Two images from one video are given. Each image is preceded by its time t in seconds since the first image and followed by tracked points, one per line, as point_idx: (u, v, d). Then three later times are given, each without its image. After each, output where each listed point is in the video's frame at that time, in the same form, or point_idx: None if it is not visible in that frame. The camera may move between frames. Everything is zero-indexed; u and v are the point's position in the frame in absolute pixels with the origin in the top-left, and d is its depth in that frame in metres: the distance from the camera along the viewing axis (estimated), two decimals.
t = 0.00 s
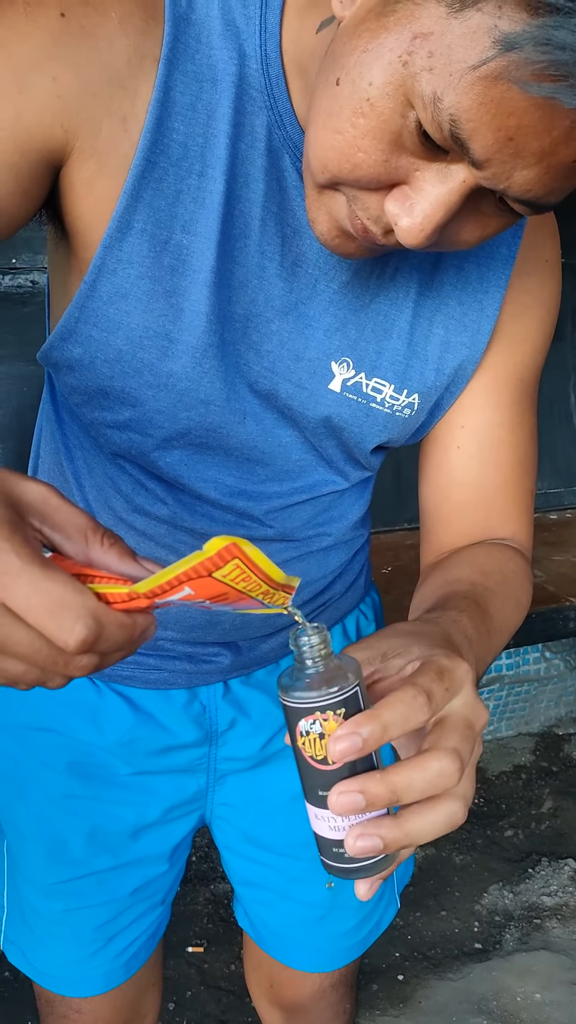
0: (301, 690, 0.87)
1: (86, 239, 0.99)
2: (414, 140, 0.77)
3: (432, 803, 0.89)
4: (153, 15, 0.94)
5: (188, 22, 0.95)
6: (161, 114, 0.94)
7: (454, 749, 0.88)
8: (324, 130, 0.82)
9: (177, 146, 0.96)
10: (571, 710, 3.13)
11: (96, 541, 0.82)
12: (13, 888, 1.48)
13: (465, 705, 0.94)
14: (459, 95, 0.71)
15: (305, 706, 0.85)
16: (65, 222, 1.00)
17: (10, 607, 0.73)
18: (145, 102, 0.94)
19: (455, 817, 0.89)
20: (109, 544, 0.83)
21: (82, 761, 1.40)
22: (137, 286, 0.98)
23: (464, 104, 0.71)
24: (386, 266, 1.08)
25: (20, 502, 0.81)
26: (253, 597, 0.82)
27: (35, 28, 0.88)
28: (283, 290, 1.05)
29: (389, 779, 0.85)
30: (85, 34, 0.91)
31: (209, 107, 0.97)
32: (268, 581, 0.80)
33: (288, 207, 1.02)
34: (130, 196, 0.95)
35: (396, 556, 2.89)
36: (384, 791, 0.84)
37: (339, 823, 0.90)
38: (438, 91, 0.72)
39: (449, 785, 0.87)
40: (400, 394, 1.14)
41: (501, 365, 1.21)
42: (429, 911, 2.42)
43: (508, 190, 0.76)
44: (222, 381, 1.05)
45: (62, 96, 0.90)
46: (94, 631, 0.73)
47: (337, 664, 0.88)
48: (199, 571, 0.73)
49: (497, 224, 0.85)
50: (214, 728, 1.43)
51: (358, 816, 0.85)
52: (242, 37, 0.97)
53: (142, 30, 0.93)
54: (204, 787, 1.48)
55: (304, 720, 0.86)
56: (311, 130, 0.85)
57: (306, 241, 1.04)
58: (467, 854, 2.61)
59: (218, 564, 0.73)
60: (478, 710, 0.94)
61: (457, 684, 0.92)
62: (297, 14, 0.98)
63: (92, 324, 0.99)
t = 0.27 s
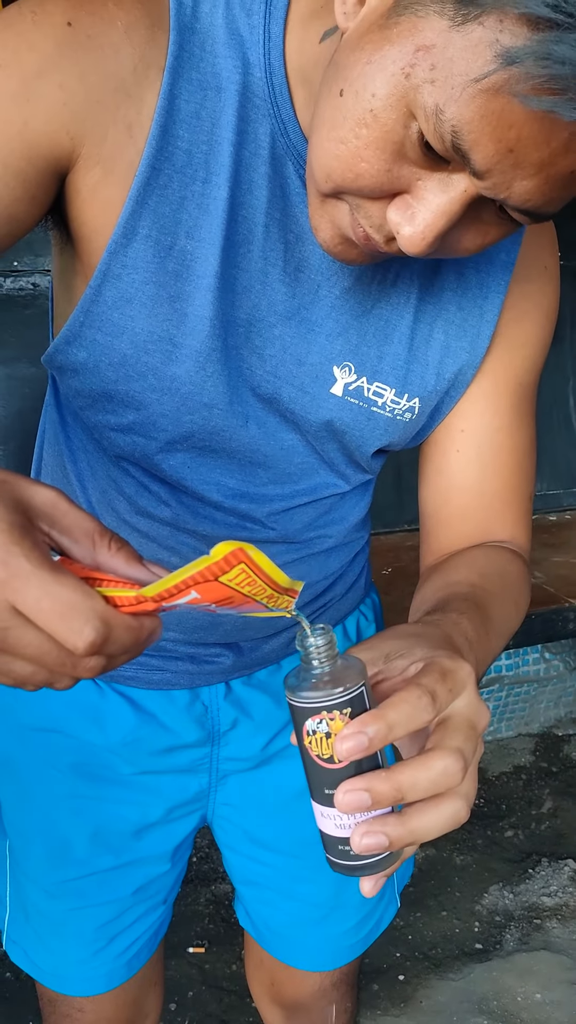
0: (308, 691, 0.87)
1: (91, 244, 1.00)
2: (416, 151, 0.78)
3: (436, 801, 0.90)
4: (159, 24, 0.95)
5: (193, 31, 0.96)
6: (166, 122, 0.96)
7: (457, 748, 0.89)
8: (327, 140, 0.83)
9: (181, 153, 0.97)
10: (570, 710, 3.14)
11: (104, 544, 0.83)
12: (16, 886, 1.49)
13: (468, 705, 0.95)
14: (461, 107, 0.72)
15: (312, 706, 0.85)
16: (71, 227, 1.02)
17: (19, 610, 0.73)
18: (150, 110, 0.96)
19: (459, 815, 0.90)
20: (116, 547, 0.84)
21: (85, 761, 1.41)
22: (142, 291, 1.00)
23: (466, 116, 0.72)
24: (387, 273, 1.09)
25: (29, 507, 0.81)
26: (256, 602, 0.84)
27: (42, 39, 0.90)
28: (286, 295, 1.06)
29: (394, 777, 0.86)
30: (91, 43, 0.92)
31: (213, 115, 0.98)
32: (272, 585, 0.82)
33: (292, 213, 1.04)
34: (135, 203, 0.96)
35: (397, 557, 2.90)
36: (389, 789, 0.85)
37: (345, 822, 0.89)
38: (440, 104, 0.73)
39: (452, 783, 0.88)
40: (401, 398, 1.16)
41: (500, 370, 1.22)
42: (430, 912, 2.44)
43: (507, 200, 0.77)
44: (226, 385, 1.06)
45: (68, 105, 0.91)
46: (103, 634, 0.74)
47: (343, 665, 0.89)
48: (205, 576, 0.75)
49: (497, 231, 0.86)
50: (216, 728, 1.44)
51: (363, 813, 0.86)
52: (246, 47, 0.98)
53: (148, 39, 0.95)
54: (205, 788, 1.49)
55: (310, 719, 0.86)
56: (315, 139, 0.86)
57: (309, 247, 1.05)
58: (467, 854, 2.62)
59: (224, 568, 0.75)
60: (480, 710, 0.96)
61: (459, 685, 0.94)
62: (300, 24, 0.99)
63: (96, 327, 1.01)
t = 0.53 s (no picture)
0: (314, 690, 0.88)
1: (96, 250, 1.03)
2: (417, 165, 0.78)
3: (439, 798, 0.91)
4: (165, 34, 0.97)
5: (198, 42, 0.98)
6: (171, 131, 0.98)
7: (460, 746, 0.91)
8: (329, 151, 0.83)
9: (185, 162, 0.99)
10: (566, 711, 3.16)
11: (116, 546, 0.82)
12: (18, 883, 1.51)
13: (469, 704, 0.96)
14: (461, 124, 0.72)
15: (319, 705, 0.86)
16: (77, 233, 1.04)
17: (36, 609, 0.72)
18: (155, 119, 0.98)
19: (462, 813, 0.91)
20: (127, 550, 0.83)
21: (87, 760, 1.43)
22: (146, 296, 1.02)
23: (466, 133, 0.72)
24: (387, 280, 1.11)
25: (45, 509, 0.80)
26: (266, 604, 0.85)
27: (51, 51, 0.92)
28: (287, 301, 1.08)
29: (399, 775, 0.87)
30: (99, 54, 0.94)
31: (217, 125, 1.00)
32: (281, 587, 0.83)
33: (293, 221, 1.05)
34: (140, 210, 0.98)
35: (394, 559, 2.92)
36: (394, 787, 0.86)
37: (351, 818, 0.90)
38: (442, 121, 0.74)
39: (455, 781, 0.90)
40: (399, 402, 1.18)
41: (497, 375, 1.24)
42: (427, 911, 2.45)
43: (507, 212, 0.77)
44: (227, 388, 1.09)
45: (76, 114, 0.93)
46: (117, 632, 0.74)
47: (347, 664, 0.90)
48: (219, 577, 0.76)
49: (494, 241, 0.87)
50: (216, 727, 1.46)
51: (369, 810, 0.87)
52: (250, 58, 1.00)
53: (154, 50, 0.96)
54: (206, 786, 1.51)
55: (316, 719, 0.87)
56: (317, 152, 0.87)
57: (310, 254, 1.07)
58: (463, 854, 2.63)
59: (238, 569, 0.76)
60: (481, 709, 0.97)
61: (461, 683, 0.96)
62: (303, 36, 1.01)
63: (101, 331, 1.04)
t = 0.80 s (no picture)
0: (322, 688, 0.89)
1: (105, 256, 1.06)
2: (420, 179, 0.82)
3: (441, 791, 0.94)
4: (173, 47, 1.00)
5: (205, 55, 1.01)
6: (178, 141, 1.01)
7: (462, 741, 0.93)
8: (335, 165, 0.87)
9: (192, 171, 1.02)
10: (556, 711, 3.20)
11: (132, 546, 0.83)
12: (20, 879, 1.52)
13: (471, 700, 0.99)
14: (463, 140, 0.75)
15: (328, 702, 0.88)
16: (85, 240, 1.07)
17: (56, 606, 0.72)
18: (163, 130, 1.01)
19: (464, 806, 0.93)
20: (142, 549, 0.85)
21: (89, 757, 1.46)
22: (152, 302, 1.05)
23: (468, 150, 0.75)
24: (387, 287, 1.14)
25: (64, 508, 0.80)
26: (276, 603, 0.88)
27: (63, 62, 0.95)
28: (289, 308, 1.11)
29: (405, 768, 0.89)
30: (109, 66, 0.97)
31: (223, 136, 1.03)
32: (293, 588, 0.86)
33: (296, 230, 1.08)
34: (148, 218, 1.01)
35: (387, 560, 2.96)
36: (399, 780, 0.89)
37: (357, 811, 0.92)
38: (444, 137, 0.77)
39: (458, 774, 0.92)
40: (397, 406, 1.21)
41: (492, 381, 1.27)
42: (419, 909, 2.49)
43: (507, 225, 0.81)
44: (230, 392, 1.12)
45: (87, 123, 0.96)
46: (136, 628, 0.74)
47: (354, 662, 0.92)
48: (232, 574, 0.78)
49: (488, 252, 0.91)
50: (216, 723, 1.48)
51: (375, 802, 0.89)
52: (255, 71, 1.03)
53: (162, 62, 0.99)
54: (205, 782, 1.53)
55: (325, 715, 0.89)
56: (323, 163, 0.90)
57: (312, 261, 1.10)
58: (456, 853, 2.66)
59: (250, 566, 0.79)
60: (480, 706, 1.00)
61: (463, 680, 0.99)
62: (307, 51, 1.04)
63: (108, 336, 1.07)
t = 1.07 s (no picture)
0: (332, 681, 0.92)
1: (115, 263, 1.08)
2: (425, 193, 0.85)
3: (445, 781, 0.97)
4: (183, 60, 1.03)
5: (214, 68, 1.04)
6: (188, 151, 1.03)
7: (466, 733, 0.98)
8: (343, 177, 0.90)
9: (200, 181, 1.05)
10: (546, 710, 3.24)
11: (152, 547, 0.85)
12: (23, 876, 1.54)
13: (470, 696, 1.04)
14: (469, 157, 0.79)
15: (337, 694, 0.90)
16: (94, 247, 1.09)
17: (83, 605, 0.74)
18: (173, 141, 1.03)
19: (466, 796, 0.97)
20: (161, 550, 0.86)
21: (93, 754, 1.48)
22: (161, 308, 1.08)
23: (474, 166, 0.79)
24: (389, 295, 1.17)
25: (87, 510, 0.82)
26: (285, 601, 0.91)
27: (77, 73, 0.97)
28: (294, 314, 1.14)
29: (410, 759, 0.92)
30: (122, 78, 0.99)
31: (231, 147, 1.06)
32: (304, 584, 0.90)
33: (301, 239, 1.11)
34: (158, 227, 1.04)
35: (380, 561, 2.99)
36: (405, 770, 0.92)
37: (365, 800, 0.95)
38: (450, 154, 0.80)
39: (461, 764, 0.96)
40: (398, 411, 1.24)
41: (489, 387, 1.31)
42: (412, 906, 2.52)
43: (508, 238, 0.84)
44: (235, 396, 1.15)
45: (99, 133, 0.98)
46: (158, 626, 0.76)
47: (363, 657, 0.94)
48: (251, 574, 0.82)
49: (487, 263, 0.95)
50: (218, 720, 1.51)
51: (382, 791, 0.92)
52: (262, 85, 1.06)
53: (173, 75, 1.02)
54: (207, 779, 1.56)
55: (334, 707, 0.92)
56: (331, 176, 0.93)
57: (317, 269, 1.13)
58: (448, 851, 2.70)
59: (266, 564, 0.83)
60: (482, 700, 1.04)
61: (465, 676, 1.02)
62: (313, 65, 1.07)
63: (117, 341, 1.09)
